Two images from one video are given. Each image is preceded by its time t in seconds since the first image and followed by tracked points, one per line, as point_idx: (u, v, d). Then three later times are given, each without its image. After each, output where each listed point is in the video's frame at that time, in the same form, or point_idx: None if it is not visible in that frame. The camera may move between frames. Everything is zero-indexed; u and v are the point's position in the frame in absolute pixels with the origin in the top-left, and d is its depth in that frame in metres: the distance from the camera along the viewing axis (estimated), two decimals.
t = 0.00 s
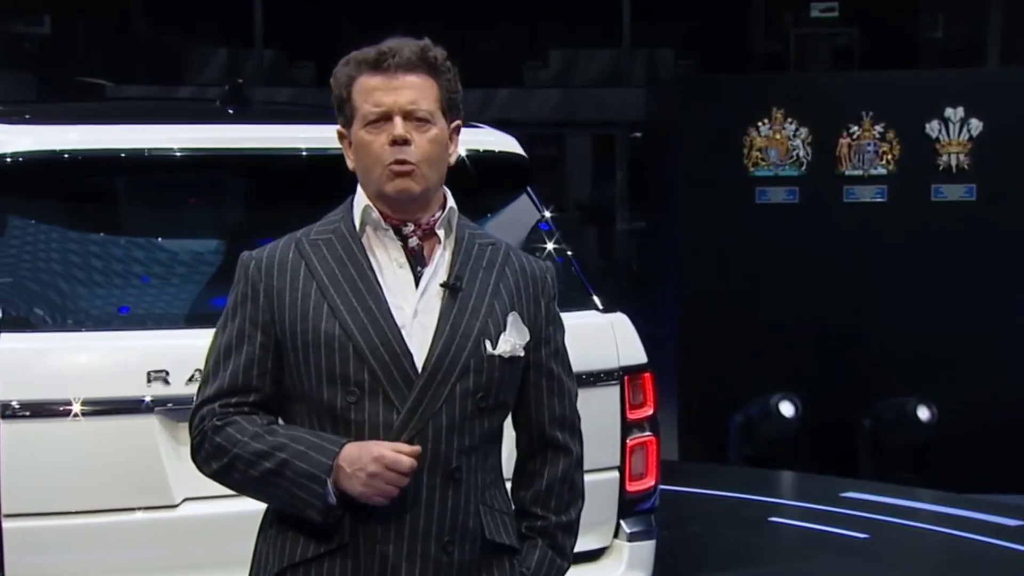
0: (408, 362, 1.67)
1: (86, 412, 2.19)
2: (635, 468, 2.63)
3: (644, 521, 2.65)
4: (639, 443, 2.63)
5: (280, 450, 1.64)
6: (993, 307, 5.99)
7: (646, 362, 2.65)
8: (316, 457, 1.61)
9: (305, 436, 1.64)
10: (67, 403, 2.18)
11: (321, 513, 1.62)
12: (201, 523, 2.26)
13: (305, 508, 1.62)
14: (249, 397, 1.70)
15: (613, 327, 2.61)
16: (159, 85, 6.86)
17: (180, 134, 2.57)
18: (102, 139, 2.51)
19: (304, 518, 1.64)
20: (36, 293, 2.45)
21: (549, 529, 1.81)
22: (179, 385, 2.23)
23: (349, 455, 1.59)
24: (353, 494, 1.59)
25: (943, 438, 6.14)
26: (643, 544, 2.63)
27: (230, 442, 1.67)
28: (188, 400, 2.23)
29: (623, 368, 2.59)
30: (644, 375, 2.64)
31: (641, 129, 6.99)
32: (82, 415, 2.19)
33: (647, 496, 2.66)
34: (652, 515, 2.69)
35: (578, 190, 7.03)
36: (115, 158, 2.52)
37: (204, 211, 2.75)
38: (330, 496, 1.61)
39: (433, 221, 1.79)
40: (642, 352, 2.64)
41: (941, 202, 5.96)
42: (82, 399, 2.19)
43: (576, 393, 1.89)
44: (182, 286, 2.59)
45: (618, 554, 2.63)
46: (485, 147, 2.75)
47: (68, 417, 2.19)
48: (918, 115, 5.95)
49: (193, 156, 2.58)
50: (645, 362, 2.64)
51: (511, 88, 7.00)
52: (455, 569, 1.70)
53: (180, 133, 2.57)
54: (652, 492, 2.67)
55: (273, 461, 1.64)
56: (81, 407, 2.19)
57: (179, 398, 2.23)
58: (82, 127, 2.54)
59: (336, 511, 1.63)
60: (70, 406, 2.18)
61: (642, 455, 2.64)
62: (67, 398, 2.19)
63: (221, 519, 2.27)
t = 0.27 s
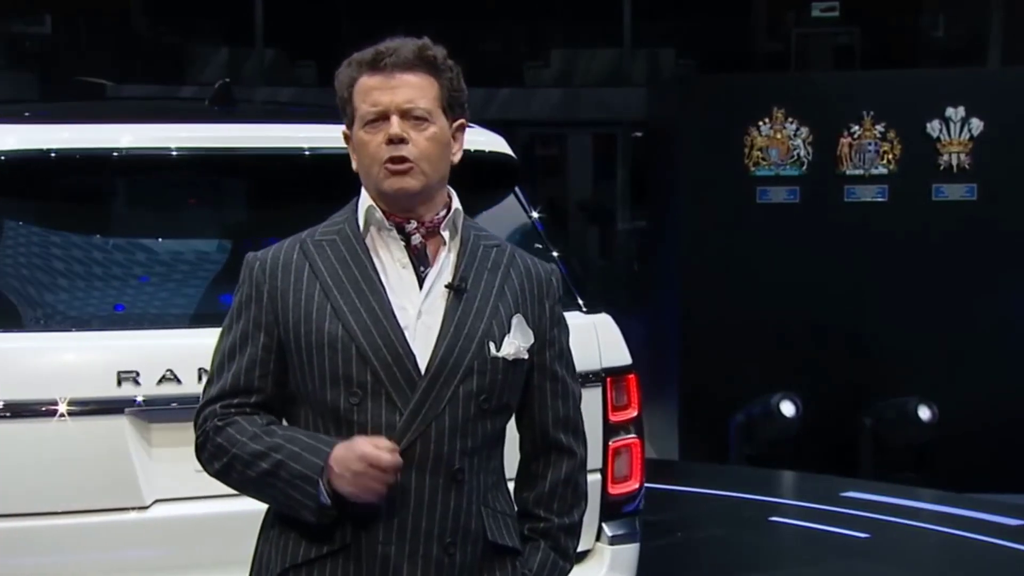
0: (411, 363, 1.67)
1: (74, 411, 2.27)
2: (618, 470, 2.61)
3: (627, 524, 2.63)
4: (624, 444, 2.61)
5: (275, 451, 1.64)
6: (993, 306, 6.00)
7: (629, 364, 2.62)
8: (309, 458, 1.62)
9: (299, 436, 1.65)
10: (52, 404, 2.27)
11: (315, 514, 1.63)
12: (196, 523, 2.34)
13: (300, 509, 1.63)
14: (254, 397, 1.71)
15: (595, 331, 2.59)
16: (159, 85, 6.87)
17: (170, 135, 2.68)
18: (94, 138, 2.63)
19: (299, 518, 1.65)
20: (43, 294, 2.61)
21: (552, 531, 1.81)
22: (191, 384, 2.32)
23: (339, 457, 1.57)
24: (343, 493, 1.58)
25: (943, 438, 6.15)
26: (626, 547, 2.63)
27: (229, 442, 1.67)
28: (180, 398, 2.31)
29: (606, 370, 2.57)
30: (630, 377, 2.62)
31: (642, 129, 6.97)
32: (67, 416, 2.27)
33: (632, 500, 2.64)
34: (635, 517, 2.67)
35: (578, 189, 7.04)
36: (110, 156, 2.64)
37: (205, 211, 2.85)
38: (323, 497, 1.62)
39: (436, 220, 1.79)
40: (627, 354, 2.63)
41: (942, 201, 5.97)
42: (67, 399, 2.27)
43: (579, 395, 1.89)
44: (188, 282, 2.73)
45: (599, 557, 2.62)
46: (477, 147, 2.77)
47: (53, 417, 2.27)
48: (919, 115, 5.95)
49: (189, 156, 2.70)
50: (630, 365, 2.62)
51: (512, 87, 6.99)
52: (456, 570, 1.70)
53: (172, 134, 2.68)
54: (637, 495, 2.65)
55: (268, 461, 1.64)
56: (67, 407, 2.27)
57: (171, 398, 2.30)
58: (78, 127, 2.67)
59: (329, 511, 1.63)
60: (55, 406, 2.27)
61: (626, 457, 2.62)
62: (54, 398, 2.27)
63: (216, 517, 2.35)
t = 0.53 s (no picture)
0: (407, 362, 1.69)
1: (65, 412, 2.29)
2: (604, 471, 2.61)
3: (612, 529, 2.60)
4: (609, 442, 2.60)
5: (263, 443, 1.69)
6: (994, 305, 6.00)
7: (617, 365, 2.63)
8: (290, 446, 1.67)
9: (284, 427, 1.69)
10: (44, 403, 2.28)
11: (295, 502, 1.67)
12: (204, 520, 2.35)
13: (283, 498, 1.68)
14: (255, 394, 1.75)
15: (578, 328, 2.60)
16: (160, 84, 6.87)
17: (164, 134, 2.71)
18: (87, 138, 2.65)
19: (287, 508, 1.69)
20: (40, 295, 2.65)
21: (556, 536, 1.80)
22: (166, 385, 2.33)
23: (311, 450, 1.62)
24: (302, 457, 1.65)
25: (944, 437, 6.15)
26: (611, 549, 2.59)
27: (226, 436, 1.73)
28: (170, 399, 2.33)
29: (592, 370, 2.58)
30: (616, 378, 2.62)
31: (643, 128, 6.97)
32: (59, 415, 2.28)
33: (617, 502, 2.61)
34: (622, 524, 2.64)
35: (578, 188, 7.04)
36: (105, 154, 2.66)
37: (205, 211, 2.90)
38: (302, 484, 1.66)
39: (442, 221, 1.80)
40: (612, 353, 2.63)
41: (942, 200, 5.97)
42: (58, 399, 2.28)
43: (592, 399, 1.86)
44: (193, 281, 2.76)
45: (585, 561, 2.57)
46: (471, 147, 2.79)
47: (45, 416, 2.28)
48: (919, 114, 5.94)
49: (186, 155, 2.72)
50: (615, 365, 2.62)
51: (512, 87, 6.99)
52: (454, 571, 1.71)
53: (167, 133, 2.71)
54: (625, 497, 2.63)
55: (257, 453, 1.69)
56: (58, 407, 2.29)
57: (162, 398, 2.32)
58: (73, 127, 2.70)
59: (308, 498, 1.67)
60: (46, 406, 2.28)
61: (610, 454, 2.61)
62: (45, 398, 2.28)
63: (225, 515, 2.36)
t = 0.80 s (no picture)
0: (408, 360, 1.73)
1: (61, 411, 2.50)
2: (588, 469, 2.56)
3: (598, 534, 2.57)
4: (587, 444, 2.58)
5: (282, 439, 1.78)
6: (994, 304, 6.00)
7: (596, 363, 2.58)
8: (304, 446, 1.74)
9: (302, 425, 1.78)
10: (40, 403, 2.49)
11: (309, 502, 1.75)
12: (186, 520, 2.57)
13: (299, 496, 1.76)
14: (280, 388, 1.86)
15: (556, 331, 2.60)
16: (161, 84, 6.88)
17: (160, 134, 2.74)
18: (80, 137, 2.69)
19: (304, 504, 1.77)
20: (42, 295, 2.71)
21: (569, 543, 1.78)
22: (140, 385, 2.54)
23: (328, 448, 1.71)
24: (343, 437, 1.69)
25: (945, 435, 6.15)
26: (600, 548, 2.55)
27: (252, 428, 1.84)
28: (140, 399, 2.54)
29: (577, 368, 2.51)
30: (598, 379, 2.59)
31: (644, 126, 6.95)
32: (54, 414, 2.50)
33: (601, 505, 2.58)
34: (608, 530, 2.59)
35: (580, 190, 6.89)
36: (101, 154, 2.70)
37: (205, 210, 3.03)
38: (316, 484, 1.73)
39: (459, 220, 1.84)
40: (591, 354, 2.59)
41: (943, 200, 5.96)
42: (53, 399, 2.50)
43: (615, 405, 1.84)
44: (197, 280, 2.84)
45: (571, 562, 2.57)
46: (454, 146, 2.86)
47: (42, 416, 2.49)
48: (920, 114, 5.94)
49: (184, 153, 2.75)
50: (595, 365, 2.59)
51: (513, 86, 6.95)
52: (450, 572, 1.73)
53: (163, 132, 2.75)
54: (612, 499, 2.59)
55: (277, 448, 1.79)
56: (53, 406, 2.50)
57: (132, 398, 2.53)
58: (72, 125, 2.73)
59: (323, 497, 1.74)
60: (43, 405, 2.49)
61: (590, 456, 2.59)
62: (41, 398, 2.49)
63: (206, 515, 2.58)
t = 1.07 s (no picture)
0: (423, 357, 1.80)
1: (56, 411, 2.53)
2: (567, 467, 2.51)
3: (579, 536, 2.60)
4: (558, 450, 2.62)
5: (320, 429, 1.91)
6: (996, 303, 5.99)
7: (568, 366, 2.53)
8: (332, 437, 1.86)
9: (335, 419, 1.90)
10: (37, 404, 2.51)
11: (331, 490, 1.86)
12: (176, 522, 2.60)
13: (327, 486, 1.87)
14: (324, 380, 2.01)
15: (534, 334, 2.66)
16: (161, 83, 6.88)
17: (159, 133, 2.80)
18: (76, 136, 2.75)
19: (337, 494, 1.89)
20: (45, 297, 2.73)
21: (595, 545, 1.76)
22: (111, 386, 2.56)
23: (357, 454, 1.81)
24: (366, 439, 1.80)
25: (947, 434, 6.14)
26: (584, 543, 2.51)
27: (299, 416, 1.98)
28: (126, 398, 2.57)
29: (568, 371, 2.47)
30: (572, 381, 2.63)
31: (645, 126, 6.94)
32: (50, 413, 2.52)
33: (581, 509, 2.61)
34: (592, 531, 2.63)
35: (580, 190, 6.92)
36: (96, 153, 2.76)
37: (203, 208, 2.94)
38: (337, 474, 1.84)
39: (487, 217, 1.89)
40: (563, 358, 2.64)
41: (944, 199, 5.95)
42: (49, 399, 2.52)
43: (648, 406, 1.82)
44: (200, 280, 2.83)
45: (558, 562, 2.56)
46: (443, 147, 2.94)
47: (38, 416, 2.52)
48: (922, 113, 5.93)
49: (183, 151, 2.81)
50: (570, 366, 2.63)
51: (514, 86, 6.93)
52: (462, 570, 1.77)
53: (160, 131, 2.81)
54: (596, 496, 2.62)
55: (313, 438, 1.91)
56: (49, 406, 2.52)
57: (117, 398, 2.56)
58: (70, 124, 2.80)
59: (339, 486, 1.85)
60: (39, 405, 2.51)
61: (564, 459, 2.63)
62: (38, 398, 2.51)
63: (199, 517, 2.61)
